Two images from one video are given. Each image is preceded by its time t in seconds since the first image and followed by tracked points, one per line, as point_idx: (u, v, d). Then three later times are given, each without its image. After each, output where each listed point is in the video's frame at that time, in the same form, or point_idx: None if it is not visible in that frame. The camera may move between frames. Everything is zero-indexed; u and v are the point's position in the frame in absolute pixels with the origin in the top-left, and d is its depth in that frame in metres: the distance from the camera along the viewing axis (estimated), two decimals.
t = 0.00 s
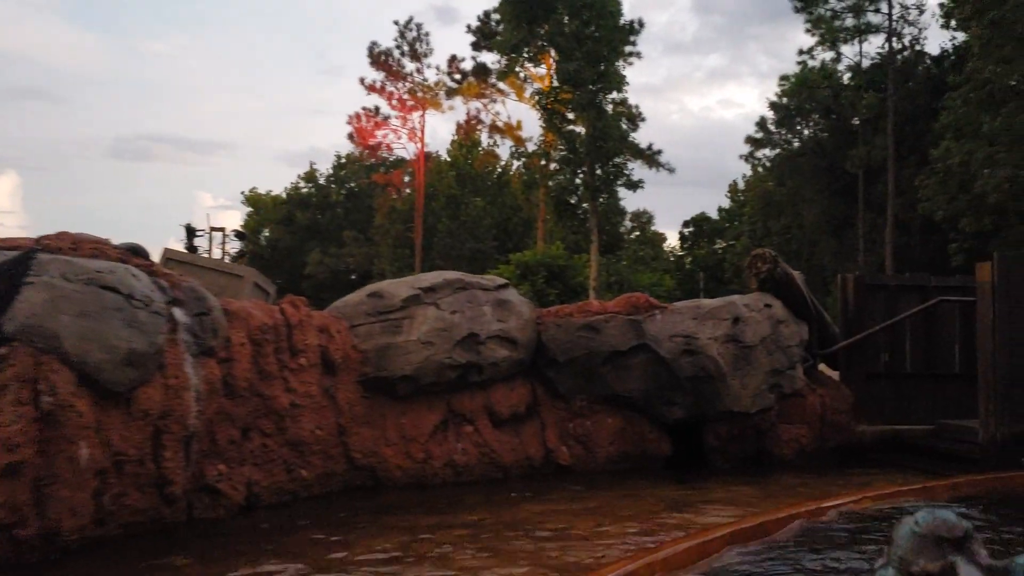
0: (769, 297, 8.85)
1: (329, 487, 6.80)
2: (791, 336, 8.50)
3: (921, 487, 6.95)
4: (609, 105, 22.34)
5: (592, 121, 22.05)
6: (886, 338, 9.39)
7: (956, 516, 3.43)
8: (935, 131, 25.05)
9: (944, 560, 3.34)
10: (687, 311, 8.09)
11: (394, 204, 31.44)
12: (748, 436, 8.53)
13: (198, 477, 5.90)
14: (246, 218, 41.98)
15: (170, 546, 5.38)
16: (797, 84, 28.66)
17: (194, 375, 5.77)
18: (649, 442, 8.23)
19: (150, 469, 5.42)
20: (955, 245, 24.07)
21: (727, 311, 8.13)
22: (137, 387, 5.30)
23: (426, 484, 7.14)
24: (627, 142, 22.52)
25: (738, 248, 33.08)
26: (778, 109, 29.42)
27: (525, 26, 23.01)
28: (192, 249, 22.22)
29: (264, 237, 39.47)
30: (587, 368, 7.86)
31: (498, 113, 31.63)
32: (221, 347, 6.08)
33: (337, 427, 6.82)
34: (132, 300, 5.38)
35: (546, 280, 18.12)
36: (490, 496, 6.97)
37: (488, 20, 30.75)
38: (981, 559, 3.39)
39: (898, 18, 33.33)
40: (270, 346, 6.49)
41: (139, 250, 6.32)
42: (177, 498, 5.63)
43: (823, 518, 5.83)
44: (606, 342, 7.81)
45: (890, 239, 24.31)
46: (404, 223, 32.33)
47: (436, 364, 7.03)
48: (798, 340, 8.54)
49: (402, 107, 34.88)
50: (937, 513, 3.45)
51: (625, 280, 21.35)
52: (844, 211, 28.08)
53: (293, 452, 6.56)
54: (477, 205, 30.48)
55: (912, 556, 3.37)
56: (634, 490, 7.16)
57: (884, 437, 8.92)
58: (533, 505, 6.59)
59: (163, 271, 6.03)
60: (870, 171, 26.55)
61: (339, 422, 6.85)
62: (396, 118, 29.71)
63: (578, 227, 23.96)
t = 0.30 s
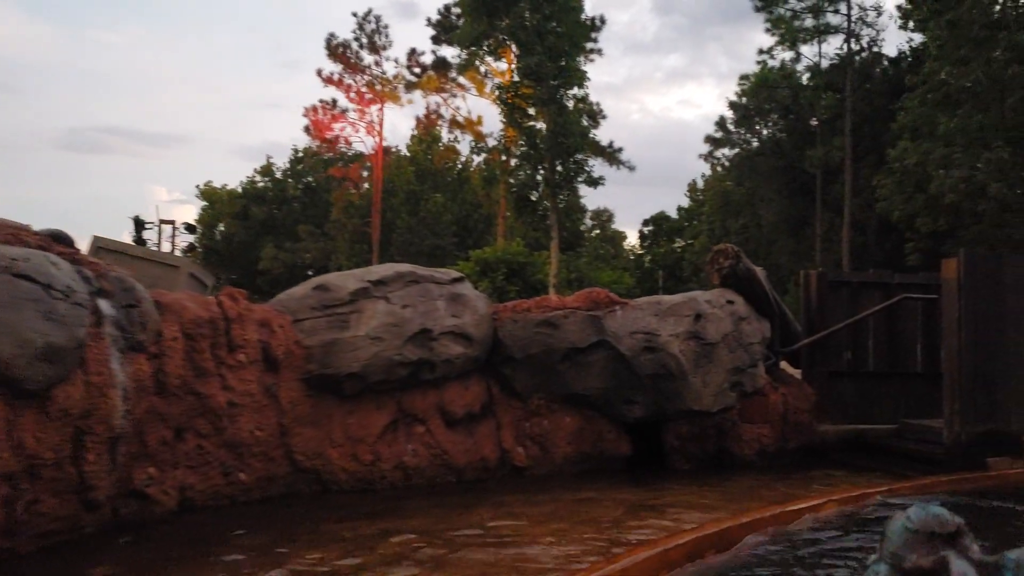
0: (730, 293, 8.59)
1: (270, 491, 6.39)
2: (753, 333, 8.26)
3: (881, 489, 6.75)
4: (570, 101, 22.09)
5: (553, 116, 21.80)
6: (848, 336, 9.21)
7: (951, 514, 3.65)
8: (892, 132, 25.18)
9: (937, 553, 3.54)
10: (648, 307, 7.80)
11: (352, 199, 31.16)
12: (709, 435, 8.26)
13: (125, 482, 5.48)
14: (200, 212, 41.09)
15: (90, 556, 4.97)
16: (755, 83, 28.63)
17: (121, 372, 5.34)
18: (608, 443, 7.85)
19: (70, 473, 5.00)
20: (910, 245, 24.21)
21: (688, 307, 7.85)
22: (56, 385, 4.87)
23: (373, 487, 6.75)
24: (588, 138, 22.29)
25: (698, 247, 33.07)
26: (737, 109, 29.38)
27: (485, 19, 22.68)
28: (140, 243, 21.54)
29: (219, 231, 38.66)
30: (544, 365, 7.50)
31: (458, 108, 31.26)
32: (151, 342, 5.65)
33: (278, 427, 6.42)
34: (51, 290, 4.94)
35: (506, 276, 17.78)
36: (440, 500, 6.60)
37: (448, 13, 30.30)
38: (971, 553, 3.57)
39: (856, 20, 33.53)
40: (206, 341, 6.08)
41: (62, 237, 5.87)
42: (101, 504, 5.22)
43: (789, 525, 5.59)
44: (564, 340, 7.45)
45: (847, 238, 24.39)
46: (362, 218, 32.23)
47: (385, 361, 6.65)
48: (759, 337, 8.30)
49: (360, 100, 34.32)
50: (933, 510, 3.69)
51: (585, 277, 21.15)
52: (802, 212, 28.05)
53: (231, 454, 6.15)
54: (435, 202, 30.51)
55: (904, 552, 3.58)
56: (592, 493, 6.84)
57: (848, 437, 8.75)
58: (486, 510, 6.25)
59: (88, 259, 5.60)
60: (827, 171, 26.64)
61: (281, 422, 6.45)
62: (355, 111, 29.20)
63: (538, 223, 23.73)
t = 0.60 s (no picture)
0: (697, 290, 8.33)
1: (209, 497, 6.00)
2: (720, 331, 8.00)
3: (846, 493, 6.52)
4: (534, 98, 21.82)
5: (517, 111, 21.51)
6: (815, 335, 8.99)
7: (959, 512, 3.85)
8: (854, 133, 25.22)
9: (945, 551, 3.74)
10: (612, 304, 7.50)
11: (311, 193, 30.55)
12: (674, 437, 7.84)
13: (49, 489, 5.07)
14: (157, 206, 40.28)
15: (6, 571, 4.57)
16: (719, 84, 28.58)
17: (43, 370, 4.93)
18: (570, 445, 7.45)
19: None
20: (871, 246, 24.26)
21: (654, 304, 7.58)
22: None
23: (321, 493, 6.37)
24: (552, 135, 22.04)
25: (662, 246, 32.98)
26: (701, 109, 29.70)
27: (449, 13, 22.33)
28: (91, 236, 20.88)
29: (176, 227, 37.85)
30: (505, 364, 7.13)
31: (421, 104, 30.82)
32: (79, 338, 5.24)
33: (219, 430, 6.03)
34: None
35: (469, 274, 17.42)
36: (392, 506, 6.24)
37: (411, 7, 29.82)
38: (980, 551, 3.78)
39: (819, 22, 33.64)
40: (142, 338, 5.68)
41: None
42: (21, 514, 4.82)
43: (757, 534, 5.34)
44: (525, 338, 7.08)
45: (808, 238, 24.39)
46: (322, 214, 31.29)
47: (335, 360, 6.26)
48: (725, 336, 8.04)
49: (321, 95, 33.75)
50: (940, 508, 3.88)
51: (548, 275, 20.92)
52: (764, 211, 28.03)
53: (167, 458, 5.75)
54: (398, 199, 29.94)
55: (913, 550, 3.78)
56: (552, 498, 6.52)
57: (816, 438, 8.54)
58: (441, 517, 5.90)
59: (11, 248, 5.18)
60: (789, 171, 26.63)
61: (223, 424, 6.05)
62: (315, 105, 28.68)
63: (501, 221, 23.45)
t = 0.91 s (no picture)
0: (659, 289, 8.05)
1: (139, 506, 5.60)
2: (682, 331, 7.73)
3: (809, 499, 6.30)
4: (496, 94, 21.48)
5: (478, 107, 21.16)
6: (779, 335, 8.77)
7: (952, 510, 3.60)
8: (815, 134, 25.24)
9: (938, 551, 3.50)
10: (571, 303, 7.20)
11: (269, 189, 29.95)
12: (634, 441, 7.51)
13: None
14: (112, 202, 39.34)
15: None
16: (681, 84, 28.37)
17: None
18: (528, 448, 7.10)
19: None
20: (831, 246, 24.31)
21: (616, 303, 7.30)
22: None
23: (261, 501, 5.99)
24: (514, 132, 21.73)
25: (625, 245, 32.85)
26: (663, 110, 29.66)
27: (411, 8, 21.93)
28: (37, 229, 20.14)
29: (131, 222, 36.95)
30: (459, 365, 6.76)
31: (382, 100, 30.34)
32: None
33: (152, 435, 5.63)
34: None
35: (429, 271, 17.05)
36: (336, 516, 5.87)
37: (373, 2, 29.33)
38: (975, 553, 3.57)
39: (780, 23, 33.69)
40: (64, 336, 5.26)
41: None
42: None
43: (721, 546, 5.08)
44: (479, 338, 6.74)
45: (769, 238, 24.37)
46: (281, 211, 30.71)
47: (277, 361, 5.88)
48: (688, 336, 7.77)
49: (280, 89, 33.10)
50: (931, 507, 3.63)
51: (511, 273, 20.64)
52: (725, 211, 27.99)
53: (93, 466, 5.34)
54: (358, 195, 29.40)
55: (906, 551, 3.53)
56: (507, 505, 6.20)
57: (776, 440, 8.35)
58: (390, 529, 5.56)
59: None
60: (750, 171, 26.60)
61: (154, 429, 5.65)
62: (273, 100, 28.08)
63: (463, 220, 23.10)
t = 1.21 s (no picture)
0: (619, 287, 7.77)
1: (60, 518, 5.18)
2: (643, 332, 7.45)
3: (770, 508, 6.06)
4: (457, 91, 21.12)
5: (438, 104, 20.79)
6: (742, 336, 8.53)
7: (943, 512, 4.19)
8: (774, 136, 25.22)
9: (928, 548, 4.09)
10: (528, 302, 6.89)
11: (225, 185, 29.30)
12: (592, 447, 7.22)
13: None
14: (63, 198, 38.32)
15: None
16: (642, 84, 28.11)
17: None
18: (482, 454, 6.77)
19: None
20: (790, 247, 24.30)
21: (575, 302, 7.01)
22: None
23: (195, 512, 5.59)
24: (475, 129, 21.40)
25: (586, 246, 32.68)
26: (624, 111, 29.52)
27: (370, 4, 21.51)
28: None
29: (83, 218, 36.00)
30: (410, 368, 6.41)
31: (341, 96, 29.82)
32: None
33: (74, 442, 5.21)
34: None
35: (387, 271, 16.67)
36: (276, 528, 5.50)
37: None
38: (965, 549, 4.09)
39: (741, 25, 33.72)
40: None
41: None
42: None
43: (684, 559, 4.81)
44: (431, 337, 6.40)
45: (729, 240, 24.31)
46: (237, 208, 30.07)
47: (212, 362, 5.49)
48: (649, 337, 7.50)
49: (236, 84, 32.38)
50: (925, 509, 4.23)
51: (471, 272, 20.30)
52: (686, 212, 27.91)
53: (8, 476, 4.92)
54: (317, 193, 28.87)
55: (899, 550, 4.14)
56: (458, 516, 5.87)
57: (737, 445, 8.15)
58: (332, 542, 5.21)
59: None
60: (710, 173, 26.52)
61: (77, 435, 5.23)
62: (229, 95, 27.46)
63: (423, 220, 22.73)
